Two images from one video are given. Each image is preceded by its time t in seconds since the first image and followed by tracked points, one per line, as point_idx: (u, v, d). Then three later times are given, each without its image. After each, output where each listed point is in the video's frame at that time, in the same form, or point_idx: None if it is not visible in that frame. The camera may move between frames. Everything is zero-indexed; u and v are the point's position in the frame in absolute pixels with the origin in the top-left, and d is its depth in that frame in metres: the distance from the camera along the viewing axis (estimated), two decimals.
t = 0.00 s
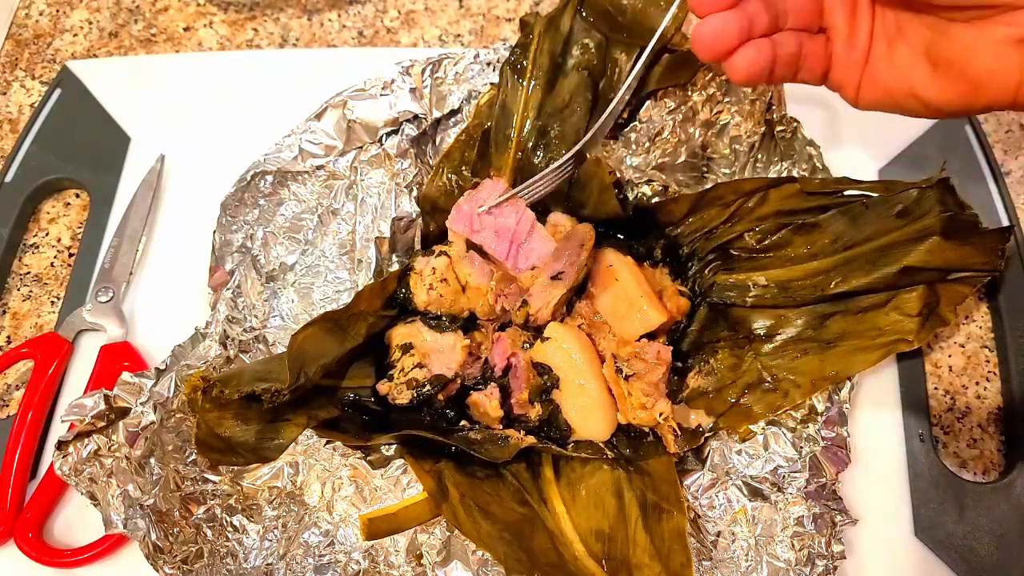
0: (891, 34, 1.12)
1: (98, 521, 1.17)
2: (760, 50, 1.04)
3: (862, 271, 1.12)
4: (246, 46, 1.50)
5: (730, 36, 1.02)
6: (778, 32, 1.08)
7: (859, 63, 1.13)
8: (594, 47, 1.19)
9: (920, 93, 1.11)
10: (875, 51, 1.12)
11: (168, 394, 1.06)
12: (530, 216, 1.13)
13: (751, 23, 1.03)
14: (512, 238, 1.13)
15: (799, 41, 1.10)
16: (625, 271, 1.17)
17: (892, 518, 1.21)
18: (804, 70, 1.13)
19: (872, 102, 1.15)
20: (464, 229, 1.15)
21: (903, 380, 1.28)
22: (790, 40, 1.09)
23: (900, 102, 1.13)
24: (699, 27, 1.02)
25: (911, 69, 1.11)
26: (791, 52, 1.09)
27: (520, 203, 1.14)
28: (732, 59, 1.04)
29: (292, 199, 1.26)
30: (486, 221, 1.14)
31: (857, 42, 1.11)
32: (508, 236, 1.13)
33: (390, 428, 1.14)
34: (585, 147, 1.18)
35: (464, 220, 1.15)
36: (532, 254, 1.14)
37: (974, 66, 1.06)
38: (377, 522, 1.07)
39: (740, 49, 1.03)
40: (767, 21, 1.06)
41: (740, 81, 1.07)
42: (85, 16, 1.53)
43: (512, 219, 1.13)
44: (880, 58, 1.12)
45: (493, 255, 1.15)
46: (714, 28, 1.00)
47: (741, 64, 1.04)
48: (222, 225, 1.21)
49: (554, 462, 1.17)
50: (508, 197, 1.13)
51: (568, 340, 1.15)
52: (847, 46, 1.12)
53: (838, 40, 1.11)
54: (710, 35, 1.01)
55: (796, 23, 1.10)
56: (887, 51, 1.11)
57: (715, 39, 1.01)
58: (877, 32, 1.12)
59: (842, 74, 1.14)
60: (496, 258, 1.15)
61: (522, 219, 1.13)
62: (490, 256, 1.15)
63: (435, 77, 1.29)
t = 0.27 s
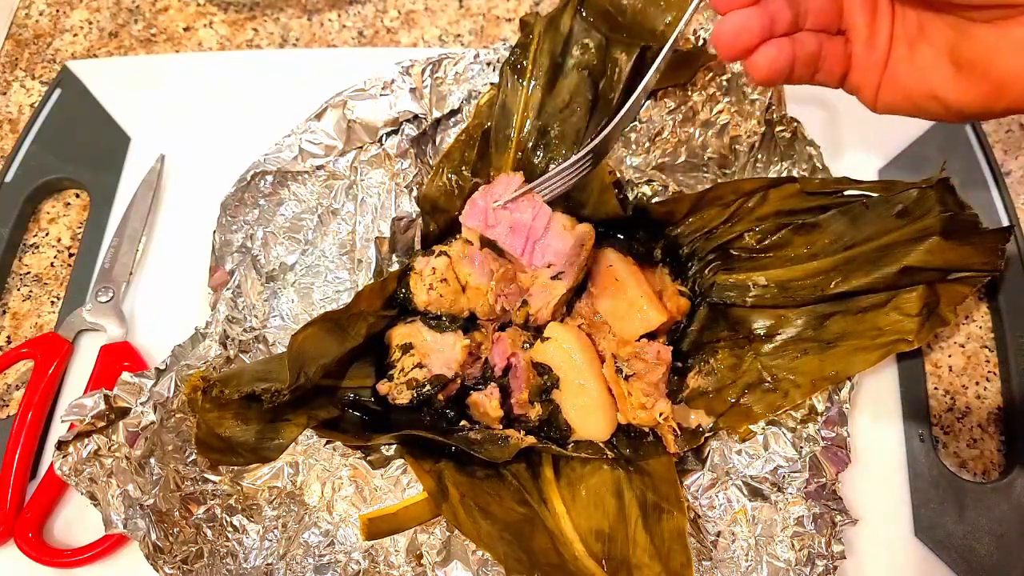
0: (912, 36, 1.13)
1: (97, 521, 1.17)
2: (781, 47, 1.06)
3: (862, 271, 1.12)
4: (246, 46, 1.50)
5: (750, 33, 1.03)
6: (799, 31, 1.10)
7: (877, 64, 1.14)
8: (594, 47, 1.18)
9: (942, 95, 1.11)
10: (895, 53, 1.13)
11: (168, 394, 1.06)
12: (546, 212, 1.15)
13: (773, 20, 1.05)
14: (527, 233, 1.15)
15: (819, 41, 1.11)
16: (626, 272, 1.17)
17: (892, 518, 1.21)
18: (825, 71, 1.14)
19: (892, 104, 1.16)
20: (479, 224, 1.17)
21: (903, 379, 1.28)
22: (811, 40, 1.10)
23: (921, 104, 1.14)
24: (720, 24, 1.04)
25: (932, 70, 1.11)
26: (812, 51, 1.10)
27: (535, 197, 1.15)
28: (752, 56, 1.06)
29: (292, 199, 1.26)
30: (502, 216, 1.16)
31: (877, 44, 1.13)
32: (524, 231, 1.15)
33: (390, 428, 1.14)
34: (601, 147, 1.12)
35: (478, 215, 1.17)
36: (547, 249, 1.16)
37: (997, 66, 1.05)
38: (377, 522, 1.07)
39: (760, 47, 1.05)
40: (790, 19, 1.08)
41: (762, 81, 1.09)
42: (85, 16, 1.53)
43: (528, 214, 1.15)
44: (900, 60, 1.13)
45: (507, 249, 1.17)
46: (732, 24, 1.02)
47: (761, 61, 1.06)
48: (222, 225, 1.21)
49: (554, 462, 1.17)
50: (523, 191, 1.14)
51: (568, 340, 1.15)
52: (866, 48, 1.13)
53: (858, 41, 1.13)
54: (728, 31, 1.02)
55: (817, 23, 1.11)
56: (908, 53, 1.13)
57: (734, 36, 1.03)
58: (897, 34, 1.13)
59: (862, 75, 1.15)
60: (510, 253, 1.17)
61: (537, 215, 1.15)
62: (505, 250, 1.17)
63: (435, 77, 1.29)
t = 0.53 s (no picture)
0: (927, 34, 1.13)
1: (97, 521, 1.17)
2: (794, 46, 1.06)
3: (861, 271, 1.12)
4: (246, 46, 1.50)
5: (764, 33, 1.04)
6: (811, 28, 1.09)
7: (890, 63, 1.15)
8: (595, 47, 1.19)
9: (957, 93, 1.12)
10: (909, 52, 1.14)
11: (168, 394, 1.06)
12: (556, 216, 1.15)
13: (786, 19, 1.04)
14: (537, 238, 1.15)
15: (831, 40, 1.11)
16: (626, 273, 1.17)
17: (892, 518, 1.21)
18: (836, 69, 1.14)
19: (905, 102, 1.17)
20: (489, 229, 1.17)
21: (903, 379, 1.28)
22: (823, 38, 1.10)
23: (936, 102, 1.14)
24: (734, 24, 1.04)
25: (948, 68, 1.12)
26: (823, 50, 1.10)
27: (545, 201, 1.16)
28: (765, 56, 1.06)
29: (292, 199, 1.25)
30: (511, 221, 1.16)
31: (889, 44, 1.13)
32: (534, 236, 1.15)
33: (390, 428, 1.14)
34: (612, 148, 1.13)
35: (487, 221, 1.17)
36: (557, 254, 1.15)
37: (1017, 65, 1.06)
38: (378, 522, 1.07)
39: (773, 46, 1.05)
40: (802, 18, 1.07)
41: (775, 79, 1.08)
42: (85, 16, 1.53)
43: (539, 219, 1.15)
44: (914, 59, 1.14)
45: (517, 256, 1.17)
46: (748, 22, 1.02)
47: (775, 61, 1.06)
48: (222, 225, 1.21)
49: (554, 462, 1.17)
50: (534, 195, 1.15)
51: (568, 340, 1.15)
52: (879, 46, 1.14)
53: (870, 39, 1.13)
54: (744, 29, 1.02)
55: (828, 22, 1.11)
56: (922, 51, 1.13)
57: (750, 34, 1.03)
58: (911, 33, 1.14)
59: (873, 73, 1.16)
60: (520, 260, 1.17)
61: (548, 219, 1.16)
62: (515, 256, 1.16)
63: (435, 77, 1.29)
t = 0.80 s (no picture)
0: (927, 55, 1.16)
1: (97, 521, 1.17)
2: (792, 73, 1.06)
3: (861, 272, 1.12)
4: (246, 46, 1.50)
5: (761, 63, 1.03)
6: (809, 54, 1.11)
7: (891, 84, 1.18)
8: (594, 47, 1.19)
9: (958, 114, 1.14)
10: (909, 73, 1.17)
11: (168, 394, 1.06)
12: (556, 254, 1.17)
13: (783, 46, 1.05)
14: (538, 277, 1.17)
15: (831, 63, 1.14)
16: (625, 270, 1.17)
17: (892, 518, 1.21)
18: (838, 92, 1.17)
19: (906, 122, 1.20)
20: (490, 268, 1.18)
21: (903, 380, 1.28)
22: (822, 62, 1.12)
23: (938, 123, 1.17)
24: (733, 55, 1.04)
25: (948, 90, 1.15)
26: (822, 74, 1.12)
27: (545, 240, 1.18)
28: (763, 85, 1.06)
29: (292, 199, 1.25)
30: (512, 260, 1.18)
31: (888, 65, 1.17)
32: (534, 275, 1.17)
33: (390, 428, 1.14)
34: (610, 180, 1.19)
35: (488, 259, 1.18)
36: (558, 292, 1.17)
37: (1017, 87, 1.09)
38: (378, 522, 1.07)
39: (772, 76, 1.05)
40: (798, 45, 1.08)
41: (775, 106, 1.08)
42: (85, 16, 1.53)
43: (539, 257, 1.17)
44: (914, 79, 1.17)
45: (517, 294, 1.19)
46: (746, 54, 1.02)
47: (774, 90, 1.06)
48: (222, 225, 1.21)
49: (554, 462, 1.17)
50: (534, 234, 1.17)
51: (568, 340, 1.15)
52: (878, 67, 1.17)
53: (869, 61, 1.17)
54: (742, 62, 1.02)
55: (827, 46, 1.14)
56: (922, 72, 1.16)
57: (748, 66, 1.03)
58: (910, 54, 1.17)
59: (874, 94, 1.19)
60: (520, 298, 1.19)
61: (548, 258, 1.18)
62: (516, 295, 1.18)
63: (435, 77, 1.29)
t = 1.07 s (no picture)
0: (932, 55, 1.17)
1: (97, 521, 1.17)
2: (797, 73, 1.07)
3: (861, 272, 1.12)
4: (246, 46, 1.51)
5: (766, 61, 1.04)
6: (812, 54, 1.11)
7: (896, 84, 1.18)
8: (595, 47, 1.19)
9: (963, 114, 1.15)
10: (914, 73, 1.17)
11: (168, 394, 1.06)
12: (558, 250, 1.17)
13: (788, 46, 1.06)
14: (540, 272, 1.17)
15: (835, 62, 1.13)
16: (625, 271, 1.17)
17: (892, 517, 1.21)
18: (842, 92, 1.17)
19: (910, 122, 1.20)
20: (493, 263, 1.18)
21: (903, 380, 1.28)
22: (826, 62, 1.12)
23: (942, 123, 1.18)
24: (736, 54, 1.04)
25: (953, 91, 1.15)
26: (827, 74, 1.12)
27: (547, 236, 1.18)
28: (769, 84, 1.06)
29: (292, 198, 1.25)
30: (514, 256, 1.18)
31: (893, 66, 1.17)
32: (537, 270, 1.17)
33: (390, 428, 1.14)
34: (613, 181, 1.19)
35: (491, 254, 1.18)
36: (560, 287, 1.17)
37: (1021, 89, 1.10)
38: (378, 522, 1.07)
39: (776, 75, 1.06)
40: (802, 45, 1.08)
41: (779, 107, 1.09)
42: (85, 16, 1.53)
43: (541, 252, 1.17)
44: (919, 80, 1.17)
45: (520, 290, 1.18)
46: (750, 53, 1.03)
47: (778, 88, 1.06)
48: (222, 225, 1.21)
49: (554, 462, 1.17)
50: (537, 230, 1.17)
51: (568, 340, 1.15)
52: (883, 68, 1.17)
53: (874, 60, 1.16)
54: (746, 60, 1.03)
55: (831, 45, 1.14)
56: (927, 72, 1.17)
57: (751, 64, 1.03)
58: (914, 55, 1.17)
59: (879, 94, 1.19)
60: (522, 294, 1.18)
61: (550, 253, 1.18)
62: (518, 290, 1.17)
63: (435, 77, 1.29)
